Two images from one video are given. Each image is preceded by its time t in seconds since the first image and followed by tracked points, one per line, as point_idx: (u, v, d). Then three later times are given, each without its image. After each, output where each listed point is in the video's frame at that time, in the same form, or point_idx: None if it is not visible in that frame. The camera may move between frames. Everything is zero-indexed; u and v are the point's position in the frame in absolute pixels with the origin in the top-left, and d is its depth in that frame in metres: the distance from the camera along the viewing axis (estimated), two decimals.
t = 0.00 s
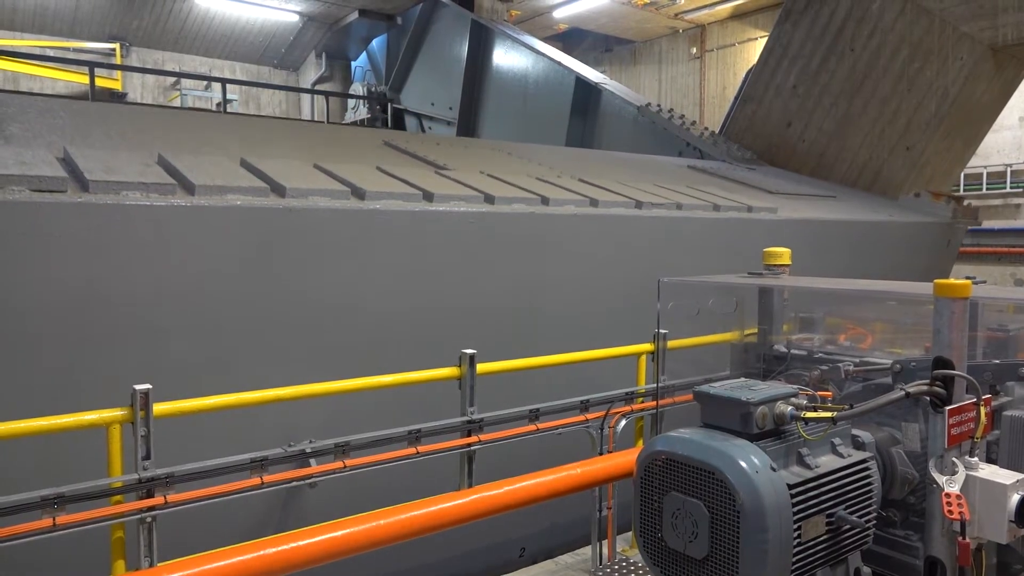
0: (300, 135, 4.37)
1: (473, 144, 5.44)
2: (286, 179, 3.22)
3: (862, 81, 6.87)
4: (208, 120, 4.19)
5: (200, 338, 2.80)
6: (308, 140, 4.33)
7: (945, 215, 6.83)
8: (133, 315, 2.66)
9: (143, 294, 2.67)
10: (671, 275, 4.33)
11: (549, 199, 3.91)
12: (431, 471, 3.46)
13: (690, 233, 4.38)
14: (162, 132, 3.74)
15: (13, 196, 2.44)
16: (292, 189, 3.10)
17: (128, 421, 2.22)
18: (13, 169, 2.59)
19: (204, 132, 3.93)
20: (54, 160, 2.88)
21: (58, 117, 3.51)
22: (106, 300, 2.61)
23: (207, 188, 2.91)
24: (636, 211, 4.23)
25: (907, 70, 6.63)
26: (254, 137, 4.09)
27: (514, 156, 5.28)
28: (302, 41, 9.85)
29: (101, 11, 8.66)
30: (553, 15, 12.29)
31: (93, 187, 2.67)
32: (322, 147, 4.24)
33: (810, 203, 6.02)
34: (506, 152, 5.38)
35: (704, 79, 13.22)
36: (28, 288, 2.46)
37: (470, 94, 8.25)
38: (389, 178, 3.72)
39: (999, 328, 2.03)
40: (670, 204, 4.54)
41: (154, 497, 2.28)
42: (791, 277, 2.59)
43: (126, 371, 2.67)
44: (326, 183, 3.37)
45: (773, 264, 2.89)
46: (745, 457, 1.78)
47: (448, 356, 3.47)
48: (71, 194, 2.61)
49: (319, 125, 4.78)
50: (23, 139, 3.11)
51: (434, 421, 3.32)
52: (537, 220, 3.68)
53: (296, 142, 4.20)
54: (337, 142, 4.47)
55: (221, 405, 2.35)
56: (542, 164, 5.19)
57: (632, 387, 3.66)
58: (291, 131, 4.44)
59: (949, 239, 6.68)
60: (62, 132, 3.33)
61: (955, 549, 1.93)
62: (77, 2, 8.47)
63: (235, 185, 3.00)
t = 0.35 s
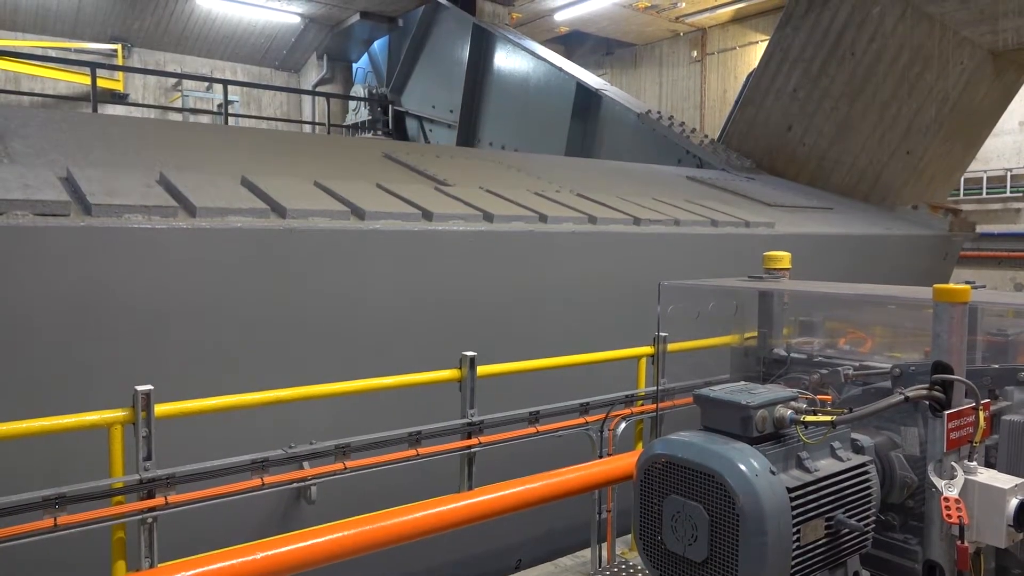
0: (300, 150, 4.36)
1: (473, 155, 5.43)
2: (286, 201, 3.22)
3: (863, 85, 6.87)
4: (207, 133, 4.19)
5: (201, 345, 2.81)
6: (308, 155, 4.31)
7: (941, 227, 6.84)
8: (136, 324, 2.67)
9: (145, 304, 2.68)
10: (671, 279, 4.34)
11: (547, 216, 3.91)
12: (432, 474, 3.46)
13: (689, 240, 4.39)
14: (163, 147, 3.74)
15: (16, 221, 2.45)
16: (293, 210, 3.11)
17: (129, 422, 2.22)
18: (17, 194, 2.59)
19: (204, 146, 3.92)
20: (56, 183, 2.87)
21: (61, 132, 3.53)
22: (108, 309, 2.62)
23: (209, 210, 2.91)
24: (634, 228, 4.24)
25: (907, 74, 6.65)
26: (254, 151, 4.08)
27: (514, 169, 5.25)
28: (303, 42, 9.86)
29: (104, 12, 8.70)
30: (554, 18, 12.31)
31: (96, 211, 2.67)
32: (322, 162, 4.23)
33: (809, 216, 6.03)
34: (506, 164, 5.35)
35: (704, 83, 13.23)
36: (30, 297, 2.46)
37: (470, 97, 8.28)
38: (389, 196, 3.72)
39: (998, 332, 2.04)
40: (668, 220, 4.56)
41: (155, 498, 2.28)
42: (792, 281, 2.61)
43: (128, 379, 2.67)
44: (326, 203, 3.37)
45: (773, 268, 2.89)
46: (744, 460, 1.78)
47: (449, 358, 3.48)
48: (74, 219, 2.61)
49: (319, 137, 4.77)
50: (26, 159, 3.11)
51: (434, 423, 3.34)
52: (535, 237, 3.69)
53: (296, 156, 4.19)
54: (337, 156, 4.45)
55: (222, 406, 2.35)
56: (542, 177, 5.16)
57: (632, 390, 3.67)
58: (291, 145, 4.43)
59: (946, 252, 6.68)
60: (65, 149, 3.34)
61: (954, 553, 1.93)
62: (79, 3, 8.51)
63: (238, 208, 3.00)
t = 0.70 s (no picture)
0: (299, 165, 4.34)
1: (471, 169, 5.43)
2: (285, 223, 3.22)
3: (862, 90, 6.89)
4: (206, 147, 4.18)
5: (201, 355, 2.82)
6: (307, 170, 4.29)
7: (936, 241, 6.81)
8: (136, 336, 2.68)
9: (146, 316, 2.69)
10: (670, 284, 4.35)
11: (544, 236, 3.92)
12: (431, 479, 3.47)
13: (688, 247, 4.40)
14: (163, 164, 3.74)
15: (17, 249, 2.46)
16: (292, 233, 3.12)
17: (130, 424, 2.22)
18: (18, 221, 2.60)
19: (203, 162, 3.92)
20: (58, 207, 2.88)
21: (63, 149, 3.55)
22: (109, 323, 2.63)
23: (209, 234, 2.92)
24: (631, 247, 4.25)
25: (906, 79, 6.68)
26: (253, 167, 4.08)
27: (512, 184, 5.23)
28: (303, 46, 9.88)
29: (105, 14, 8.73)
30: (554, 22, 12.35)
31: (97, 236, 2.68)
32: (321, 176, 4.24)
33: (807, 230, 6.05)
34: (504, 178, 5.33)
35: (704, 87, 13.25)
36: (32, 309, 2.47)
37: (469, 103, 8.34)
38: (387, 216, 3.72)
39: (995, 337, 2.05)
40: (665, 237, 4.57)
41: (155, 501, 2.28)
42: (790, 286, 2.60)
43: (129, 389, 2.68)
44: (325, 224, 3.37)
45: (771, 273, 2.89)
46: (743, 464, 1.79)
47: (448, 362, 3.49)
48: (74, 245, 2.62)
49: (319, 151, 4.76)
50: (28, 180, 3.11)
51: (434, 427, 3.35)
52: (533, 255, 3.71)
53: (295, 173, 4.18)
54: (337, 171, 4.43)
55: (223, 409, 2.35)
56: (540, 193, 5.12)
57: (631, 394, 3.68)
58: (291, 159, 4.43)
59: (942, 267, 6.70)
60: (66, 168, 3.35)
61: (951, 557, 1.94)
62: (80, 5, 8.53)
63: (238, 232, 3.00)
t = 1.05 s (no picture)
0: (298, 182, 4.33)
1: (467, 182, 5.40)
2: (282, 245, 3.22)
3: (860, 95, 6.92)
4: (204, 163, 4.18)
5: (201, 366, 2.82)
6: (306, 187, 4.29)
7: (932, 254, 6.82)
8: (137, 351, 2.69)
9: (147, 330, 2.70)
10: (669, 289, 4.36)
11: (541, 255, 3.92)
12: (430, 484, 3.47)
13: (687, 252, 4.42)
14: (163, 182, 3.74)
15: (18, 278, 2.47)
16: (290, 256, 3.12)
17: (130, 428, 2.22)
18: (19, 248, 2.61)
19: (203, 179, 3.92)
20: (58, 232, 2.88)
21: (64, 167, 3.57)
22: (111, 340, 2.64)
23: (208, 258, 2.93)
24: (627, 265, 4.25)
25: (904, 84, 6.70)
26: (254, 185, 4.08)
27: (511, 198, 5.21)
28: (303, 51, 9.90)
29: (105, 19, 8.76)
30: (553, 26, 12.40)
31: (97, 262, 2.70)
32: (321, 193, 4.24)
33: (805, 243, 6.06)
34: (502, 193, 5.31)
35: (702, 92, 13.28)
36: (32, 317, 2.48)
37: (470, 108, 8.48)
38: (384, 236, 3.72)
39: (994, 342, 2.06)
40: (662, 255, 4.56)
41: (154, 505, 2.28)
42: (790, 290, 2.63)
43: (129, 396, 2.69)
44: (324, 246, 3.36)
45: (770, 277, 2.90)
46: (742, 469, 1.80)
47: (448, 366, 3.49)
48: (75, 271, 2.63)
49: (317, 165, 4.76)
50: (29, 203, 3.10)
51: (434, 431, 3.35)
52: (529, 275, 3.71)
53: (294, 189, 4.17)
54: (335, 188, 4.42)
55: (223, 413, 2.35)
56: (538, 208, 5.10)
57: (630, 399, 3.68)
58: (290, 173, 4.44)
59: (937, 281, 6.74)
60: (66, 187, 3.36)
61: (949, 562, 1.94)
62: (80, 10, 8.56)
63: (238, 256, 3.01)
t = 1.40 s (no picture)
0: (299, 199, 4.32)
1: (464, 195, 5.37)
2: (280, 268, 3.24)
3: (859, 98, 6.93)
4: (204, 179, 4.17)
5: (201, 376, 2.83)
6: (306, 203, 4.28)
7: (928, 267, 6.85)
8: (136, 362, 2.69)
9: (147, 343, 2.71)
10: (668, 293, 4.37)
11: (537, 274, 3.93)
12: (430, 489, 3.47)
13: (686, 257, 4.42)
14: (163, 200, 3.74)
15: (17, 307, 2.47)
16: (288, 279, 3.13)
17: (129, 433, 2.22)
18: (18, 276, 2.61)
19: (201, 196, 3.92)
20: (58, 257, 2.89)
21: (65, 185, 3.58)
22: (112, 357, 2.65)
23: (206, 282, 2.94)
24: (623, 282, 4.26)
25: (902, 88, 6.72)
26: (255, 202, 4.07)
27: (509, 213, 5.20)
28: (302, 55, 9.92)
29: (104, 23, 8.78)
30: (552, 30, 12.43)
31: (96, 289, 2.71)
32: (320, 210, 4.23)
33: (803, 256, 6.07)
34: (500, 207, 5.30)
35: (700, 96, 13.31)
36: (33, 323, 2.48)
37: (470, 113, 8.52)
38: (381, 256, 3.72)
39: (992, 345, 2.06)
40: (658, 272, 4.57)
41: (154, 510, 2.28)
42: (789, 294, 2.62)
43: (129, 401, 2.69)
44: (321, 268, 3.37)
45: (768, 281, 2.90)
46: (741, 473, 1.80)
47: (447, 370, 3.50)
48: (74, 299, 2.63)
49: (315, 178, 4.77)
50: (30, 227, 3.10)
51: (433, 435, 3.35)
52: (525, 295, 3.72)
53: (294, 208, 4.15)
54: (336, 205, 4.41)
55: (222, 417, 2.35)
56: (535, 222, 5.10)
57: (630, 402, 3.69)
58: (290, 189, 4.45)
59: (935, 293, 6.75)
60: (66, 207, 3.36)
61: (948, 564, 1.94)
62: (80, 15, 8.58)
63: (237, 279, 3.02)
